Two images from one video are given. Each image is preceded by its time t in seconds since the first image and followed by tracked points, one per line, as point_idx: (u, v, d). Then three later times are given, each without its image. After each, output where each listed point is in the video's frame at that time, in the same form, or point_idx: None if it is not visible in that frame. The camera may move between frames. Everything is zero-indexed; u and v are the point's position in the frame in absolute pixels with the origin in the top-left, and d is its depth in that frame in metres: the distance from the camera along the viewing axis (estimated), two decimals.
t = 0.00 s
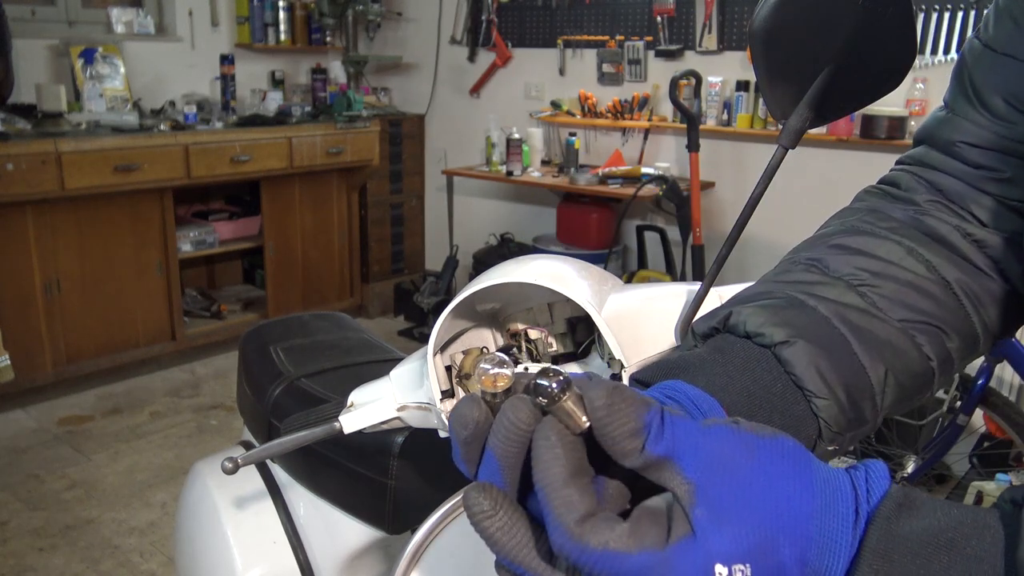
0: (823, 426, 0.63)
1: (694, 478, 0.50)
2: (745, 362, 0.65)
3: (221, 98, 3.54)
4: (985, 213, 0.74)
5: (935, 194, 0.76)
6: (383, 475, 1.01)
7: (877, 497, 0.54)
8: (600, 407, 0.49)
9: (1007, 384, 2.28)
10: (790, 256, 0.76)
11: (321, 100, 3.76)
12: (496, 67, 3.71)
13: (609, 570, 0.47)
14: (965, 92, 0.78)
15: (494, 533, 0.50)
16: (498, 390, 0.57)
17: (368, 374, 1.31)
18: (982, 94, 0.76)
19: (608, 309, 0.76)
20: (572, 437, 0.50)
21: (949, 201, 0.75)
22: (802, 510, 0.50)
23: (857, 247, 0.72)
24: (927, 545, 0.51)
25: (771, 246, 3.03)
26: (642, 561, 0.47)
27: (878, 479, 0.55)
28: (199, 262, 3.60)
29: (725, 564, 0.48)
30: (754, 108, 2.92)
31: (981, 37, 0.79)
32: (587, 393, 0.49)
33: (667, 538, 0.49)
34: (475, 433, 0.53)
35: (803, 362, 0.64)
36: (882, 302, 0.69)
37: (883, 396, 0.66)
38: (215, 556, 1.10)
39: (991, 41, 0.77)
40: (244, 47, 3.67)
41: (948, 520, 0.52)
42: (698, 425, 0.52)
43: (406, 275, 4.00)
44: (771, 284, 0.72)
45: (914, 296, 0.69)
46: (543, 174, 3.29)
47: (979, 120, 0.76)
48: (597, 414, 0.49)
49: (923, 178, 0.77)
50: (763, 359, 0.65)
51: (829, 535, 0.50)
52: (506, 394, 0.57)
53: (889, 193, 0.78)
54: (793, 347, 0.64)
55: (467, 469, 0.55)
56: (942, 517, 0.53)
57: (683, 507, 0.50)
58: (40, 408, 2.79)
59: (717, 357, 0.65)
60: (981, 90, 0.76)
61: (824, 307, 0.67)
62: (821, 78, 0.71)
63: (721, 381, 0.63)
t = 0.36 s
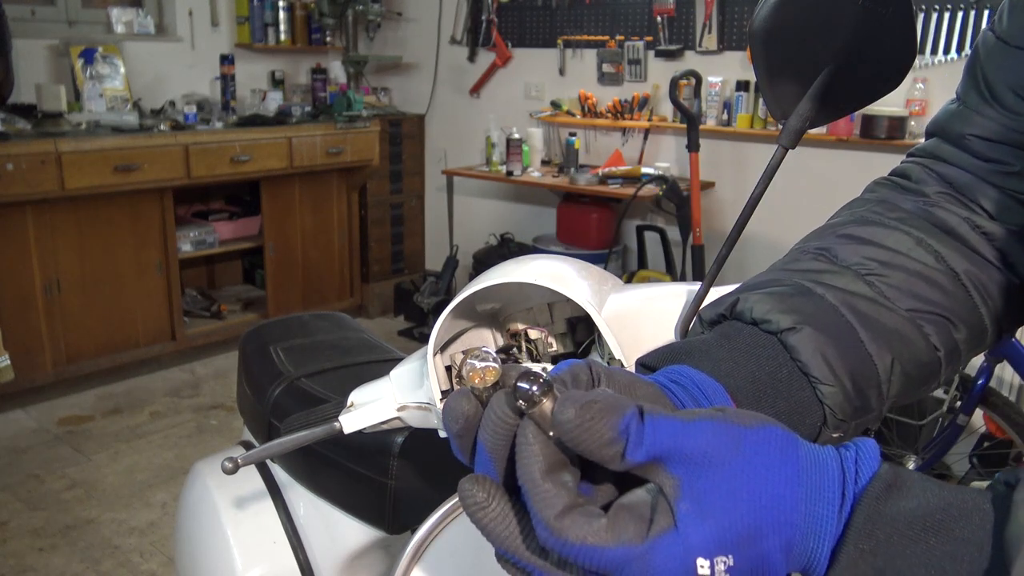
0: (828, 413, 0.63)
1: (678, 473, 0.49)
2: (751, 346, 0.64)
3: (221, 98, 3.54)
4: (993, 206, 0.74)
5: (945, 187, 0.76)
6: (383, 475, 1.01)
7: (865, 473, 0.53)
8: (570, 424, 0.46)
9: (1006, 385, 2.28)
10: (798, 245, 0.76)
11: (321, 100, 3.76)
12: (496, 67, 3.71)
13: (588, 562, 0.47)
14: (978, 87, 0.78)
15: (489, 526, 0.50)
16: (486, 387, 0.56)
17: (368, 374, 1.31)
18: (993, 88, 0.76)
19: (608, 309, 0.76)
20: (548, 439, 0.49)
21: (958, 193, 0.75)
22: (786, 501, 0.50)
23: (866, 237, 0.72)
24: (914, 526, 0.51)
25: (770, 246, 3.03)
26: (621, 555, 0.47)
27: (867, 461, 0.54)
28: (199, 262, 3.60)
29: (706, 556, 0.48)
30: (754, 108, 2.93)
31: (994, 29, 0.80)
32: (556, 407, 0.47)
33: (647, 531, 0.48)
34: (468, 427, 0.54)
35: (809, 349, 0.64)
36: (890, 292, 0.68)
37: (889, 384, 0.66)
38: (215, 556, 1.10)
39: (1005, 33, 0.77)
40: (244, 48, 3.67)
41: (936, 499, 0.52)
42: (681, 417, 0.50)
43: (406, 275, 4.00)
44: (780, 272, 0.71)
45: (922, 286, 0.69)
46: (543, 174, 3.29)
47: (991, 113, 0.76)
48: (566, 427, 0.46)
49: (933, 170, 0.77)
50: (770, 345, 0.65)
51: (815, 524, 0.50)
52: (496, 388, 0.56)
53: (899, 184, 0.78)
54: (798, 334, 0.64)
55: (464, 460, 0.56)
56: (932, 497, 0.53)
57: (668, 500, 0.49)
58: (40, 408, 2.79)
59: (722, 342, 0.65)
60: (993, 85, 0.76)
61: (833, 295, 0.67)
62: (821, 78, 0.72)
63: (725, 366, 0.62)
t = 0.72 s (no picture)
0: (835, 405, 0.63)
1: (670, 466, 0.50)
2: (759, 338, 0.65)
3: (221, 98, 3.54)
4: (1000, 203, 0.73)
5: (951, 184, 0.76)
6: (382, 475, 1.01)
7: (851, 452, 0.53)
8: (556, 428, 0.46)
9: (1006, 384, 2.28)
10: (806, 240, 0.75)
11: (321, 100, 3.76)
12: (496, 67, 3.71)
13: (584, 557, 0.48)
14: (986, 84, 0.78)
15: (491, 522, 0.51)
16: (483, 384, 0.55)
17: (368, 374, 1.31)
18: (1001, 85, 0.76)
19: (608, 308, 0.76)
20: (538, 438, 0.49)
21: (965, 190, 0.75)
22: (779, 489, 0.50)
23: (873, 232, 0.71)
24: (911, 512, 0.50)
25: (770, 246, 3.03)
26: (616, 548, 0.48)
27: (864, 443, 0.53)
28: (199, 262, 3.60)
29: (701, 547, 0.48)
30: (754, 108, 2.92)
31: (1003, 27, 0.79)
32: (543, 411, 0.47)
33: (641, 523, 0.49)
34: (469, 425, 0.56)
35: (817, 341, 0.64)
36: (897, 286, 0.68)
37: (895, 377, 0.65)
38: (215, 555, 1.10)
39: (1013, 31, 0.77)
40: (244, 48, 3.67)
41: (931, 481, 0.51)
42: (671, 410, 0.50)
43: (406, 275, 4.00)
44: (787, 266, 0.71)
45: (928, 281, 0.69)
46: (543, 174, 3.29)
47: (998, 111, 0.76)
48: (554, 430, 0.46)
49: (940, 167, 0.77)
50: (776, 337, 0.65)
51: (807, 507, 0.50)
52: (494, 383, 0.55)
53: (907, 180, 0.78)
54: (806, 328, 0.64)
55: (466, 451, 0.58)
56: (930, 479, 0.52)
57: (663, 492, 0.49)
58: (40, 408, 2.79)
59: (730, 335, 0.65)
60: (1001, 83, 0.76)
61: (839, 288, 0.67)
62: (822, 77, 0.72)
63: (732, 358, 0.63)
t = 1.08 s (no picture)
0: (839, 399, 0.63)
1: (664, 461, 0.49)
2: (765, 331, 0.64)
3: (221, 98, 3.54)
4: (1003, 200, 0.73)
5: (953, 181, 0.76)
6: (382, 475, 1.01)
7: (845, 447, 0.52)
8: (555, 419, 0.46)
9: (1006, 384, 2.28)
10: (810, 235, 0.75)
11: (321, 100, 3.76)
12: (496, 67, 3.71)
13: (578, 553, 0.48)
14: (987, 82, 0.78)
15: (491, 515, 0.52)
16: (480, 382, 0.55)
17: (369, 374, 1.31)
18: (1002, 84, 0.76)
19: (608, 309, 0.76)
20: (538, 433, 0.49)
21: (967, 187, 0.75)
22: (773, 486, 0.50)
23: (877, 228, 0.71)
24: (905, 507, 0.50)
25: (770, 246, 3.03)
26: (610, 546, 0.48)
27: (859, 440, 0.53)
28: (199, 262, 3.60)
29: (694, 542, 0.48)
30: (754, 108, 2.93)
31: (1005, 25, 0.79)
32: (542, 404, 0.47)
33: (635, 520, 0.49)
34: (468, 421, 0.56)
35: (822, 335, 0.64)
36: (901, 281, 0.68)
37: (899, 372, 0.65)
38: (215, 555, 1.10)
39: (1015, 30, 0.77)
40: (244, 48, 3.67)
41: (926, 478, 0.51)
42: (665, 406, 0.50)
43: (406, 275, 4.00)
44: (793, 260, 0.71)
45: (932, 276, 0.69)
46: (543, 174, 3.29)
47: (998, 108, 0.76)
48: (552, 423, 0.47)
49: (942, 164, 0.77)
50: (782, 330, 0.65)
51: (800, 503, 0.50)
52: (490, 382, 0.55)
53: (909, 177, 0.78)
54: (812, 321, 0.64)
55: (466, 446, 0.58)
56: (925, 476, 0.51)
57: (656, 488, 0.50)
58: (40, 408, 2.79)
59: (736, 327, 0.65)
60: (1002, 82, 0.76)
61: (841, 283, 0.67)
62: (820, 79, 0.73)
63: (737, 350, 0.63)
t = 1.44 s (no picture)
0: (840, 388, 0.63)
1: (652, 449, 0.50)
2: (767, 321, 0.65)
3: (221, 98, 3.54)
4: (1003, 196, 0.73)
5: (954, 178, 0.76)
6: (382, 475, 1.01)
7: (837, 438, 0.51)
8: (547, 406, 0.47)
9: (1006, 384, 2.28)
10: (814, 228, 0.75)
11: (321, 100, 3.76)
12: (496, 67, 3.71)
13: (569, 541, 0.49)
14: (987, 81, 0.78)
15: (487, 499, 0.53)
16: (476, 372, 0.54)
17: (368, 374, 1.31)
18: (1002, 83, 0.76)
19: (608, 309, 0.76)
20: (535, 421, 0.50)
21: (966, 184, 0.75)
22: (759, 476, 0.49)
23: (879, 221, 0.71)
24: (892, 495, 0.49)
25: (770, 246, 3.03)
26: (600, 535, 0.49)
27: (847, 429, 0.51)
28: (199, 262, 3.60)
29: (682, 530, 0.49)
30: (754, 108, 2.92)
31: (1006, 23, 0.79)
32: (534, 391, 0.47)
33: (624, 509, 0.49)
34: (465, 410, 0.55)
35: (824, 326, 0.64)
36: (902, 274, 0.68)
37: (899, 364, 0.65)
38: (215, 555, 1.10)
39: (1015, 29, 0.77)
40: (244, 48, 3.67)
41: (914, 467, 0.50)
42: (654, 395, 0.50)
43: (406, 275, 4.00)
44: (796, 252, 0.71)
45: (933, 270, 0.69)
46: (543, 174, 3.29)
47: (996, 109, 0.75)
48: (544, 410, 0.47)
49: (943, 161, 0.78)
50: (784, 320, 0.65)
51: (787, 492, 0.50)
52: (485, 371, 0.54)
53: (910, 173, 0.79)
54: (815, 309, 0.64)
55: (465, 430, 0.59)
56: (913, 465, 0.50)
57: (645, 476, 0.50)
58: (40, 408, 2.79)
59: (737, 316, 0.65)
60: (1002, 81, 0.76)
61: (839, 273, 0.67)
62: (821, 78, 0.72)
63: (739, 339, 0.63)
